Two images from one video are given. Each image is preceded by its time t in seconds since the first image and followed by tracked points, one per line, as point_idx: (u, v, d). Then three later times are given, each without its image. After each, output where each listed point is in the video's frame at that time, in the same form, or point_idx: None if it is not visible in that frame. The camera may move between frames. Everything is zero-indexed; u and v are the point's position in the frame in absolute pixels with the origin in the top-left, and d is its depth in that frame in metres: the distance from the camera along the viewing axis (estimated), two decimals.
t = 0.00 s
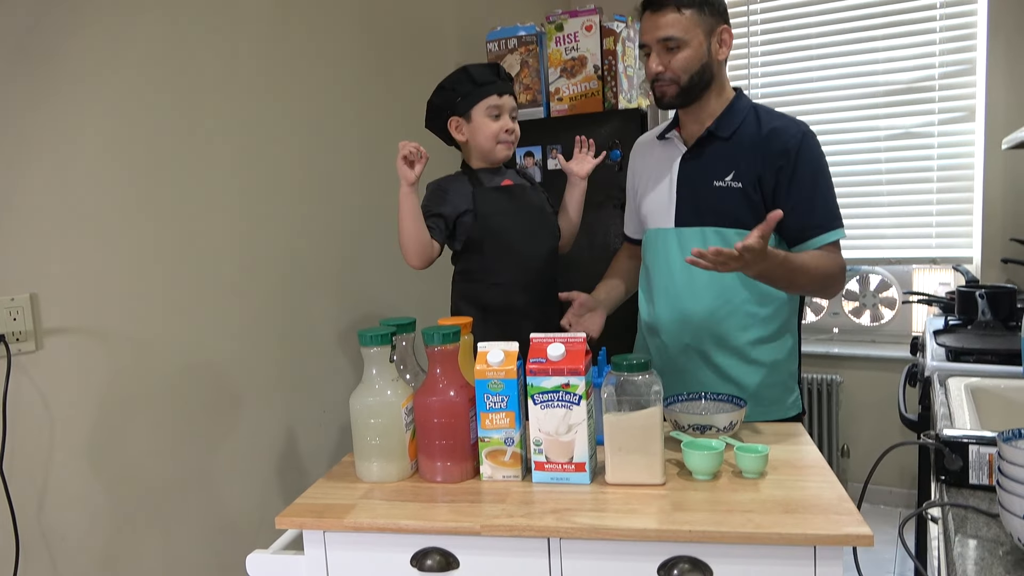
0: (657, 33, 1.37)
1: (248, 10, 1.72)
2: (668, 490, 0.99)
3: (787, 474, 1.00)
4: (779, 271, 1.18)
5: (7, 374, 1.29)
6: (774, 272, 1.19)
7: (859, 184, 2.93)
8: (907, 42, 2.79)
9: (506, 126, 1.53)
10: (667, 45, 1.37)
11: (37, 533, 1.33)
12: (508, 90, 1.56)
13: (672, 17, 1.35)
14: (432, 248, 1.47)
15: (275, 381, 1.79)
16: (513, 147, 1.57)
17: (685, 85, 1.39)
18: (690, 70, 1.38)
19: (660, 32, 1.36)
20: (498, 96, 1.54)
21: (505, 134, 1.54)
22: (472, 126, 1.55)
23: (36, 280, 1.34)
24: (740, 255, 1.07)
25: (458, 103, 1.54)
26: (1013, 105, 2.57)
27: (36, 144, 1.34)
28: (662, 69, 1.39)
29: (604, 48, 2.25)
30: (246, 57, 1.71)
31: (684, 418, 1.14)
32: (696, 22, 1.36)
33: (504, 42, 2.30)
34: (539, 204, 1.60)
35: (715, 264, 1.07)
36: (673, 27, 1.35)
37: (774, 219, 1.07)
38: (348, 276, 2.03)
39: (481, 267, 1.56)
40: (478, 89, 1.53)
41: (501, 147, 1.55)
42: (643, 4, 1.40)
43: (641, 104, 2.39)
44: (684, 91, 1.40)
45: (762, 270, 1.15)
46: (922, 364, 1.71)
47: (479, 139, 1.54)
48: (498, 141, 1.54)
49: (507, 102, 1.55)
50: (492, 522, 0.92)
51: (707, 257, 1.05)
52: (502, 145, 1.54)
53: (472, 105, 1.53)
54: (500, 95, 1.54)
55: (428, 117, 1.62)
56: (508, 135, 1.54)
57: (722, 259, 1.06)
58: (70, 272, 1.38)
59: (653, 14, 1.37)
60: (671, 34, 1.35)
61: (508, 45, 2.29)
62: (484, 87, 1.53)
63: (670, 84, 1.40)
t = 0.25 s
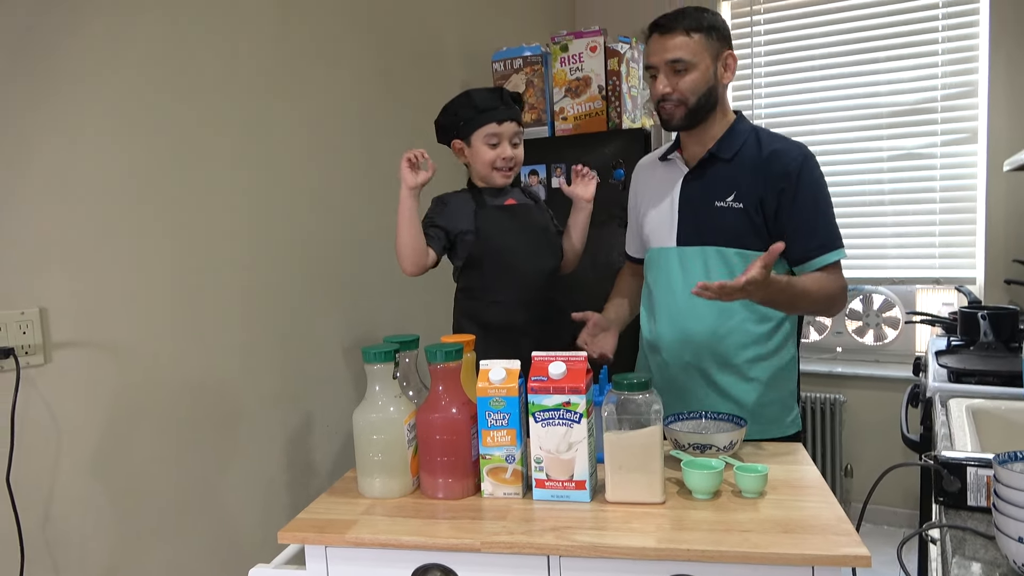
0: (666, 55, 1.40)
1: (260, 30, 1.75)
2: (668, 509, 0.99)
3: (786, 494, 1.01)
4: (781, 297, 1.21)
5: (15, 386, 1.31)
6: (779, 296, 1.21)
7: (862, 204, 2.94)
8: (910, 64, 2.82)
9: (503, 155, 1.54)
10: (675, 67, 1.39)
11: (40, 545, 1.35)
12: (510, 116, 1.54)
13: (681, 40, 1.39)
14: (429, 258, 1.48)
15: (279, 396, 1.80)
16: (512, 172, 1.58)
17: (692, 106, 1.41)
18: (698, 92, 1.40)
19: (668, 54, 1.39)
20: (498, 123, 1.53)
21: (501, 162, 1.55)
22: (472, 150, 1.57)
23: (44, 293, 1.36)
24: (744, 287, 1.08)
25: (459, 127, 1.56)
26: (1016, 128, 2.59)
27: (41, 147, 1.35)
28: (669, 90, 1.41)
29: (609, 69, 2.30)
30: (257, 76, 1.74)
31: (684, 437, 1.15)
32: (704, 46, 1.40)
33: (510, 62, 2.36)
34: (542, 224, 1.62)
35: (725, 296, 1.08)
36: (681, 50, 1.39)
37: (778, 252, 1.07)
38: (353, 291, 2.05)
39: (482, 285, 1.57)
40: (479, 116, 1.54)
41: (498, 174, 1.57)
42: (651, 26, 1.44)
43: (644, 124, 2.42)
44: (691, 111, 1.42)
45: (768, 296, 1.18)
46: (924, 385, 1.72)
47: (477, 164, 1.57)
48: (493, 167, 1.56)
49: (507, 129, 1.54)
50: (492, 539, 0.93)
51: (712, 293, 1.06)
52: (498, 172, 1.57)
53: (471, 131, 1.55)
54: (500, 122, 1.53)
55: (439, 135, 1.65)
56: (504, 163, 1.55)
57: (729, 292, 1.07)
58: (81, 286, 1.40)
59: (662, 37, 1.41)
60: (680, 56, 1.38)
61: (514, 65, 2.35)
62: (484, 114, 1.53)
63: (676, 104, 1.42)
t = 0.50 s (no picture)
0: (680, 57, 1.43)
1: (272, 39, 1.78)
2: (669, 517, 1.00)
3: (787, 504, 1.02)
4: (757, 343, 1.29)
5: (26, 388, 1.28)
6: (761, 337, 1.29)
7: (867, 217, 2.95)
8: (916, 78, 2.84)
9: (509, 166, 1.56)
10: (688, 71, 1.43)
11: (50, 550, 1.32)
12: (518, 127, 1.56)
13: (697, 45, 1.42)
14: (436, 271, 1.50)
15: (285, 401, 1.82)
16: (519, 183, 1.60)
17: (699, 112, 1.43)
18: (706, 99, 1.43)
19: (683, 57, 1.43)
20: (506, 134, 1.55)
21: (508, 173, 1.57)
22: (480, 160, 1.59)
23: (58, 295, 1.33)
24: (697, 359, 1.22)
25: (468, 137, 1.58)
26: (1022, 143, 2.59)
27: (43, 147, 1.30)
28: (680, 93, 1.44)
29: (615, 81, 2.32)
30: (269, 85, 1.77)
31: (686, 446, 1.16)
32: (718, 54, 1.43)
33: (518, 72, 2.39)
34: (548, 237, 1.64)
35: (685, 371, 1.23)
36: (696, 54, 1.42)
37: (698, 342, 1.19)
38: (359, 298, 2.07)
39: (488, 295, 1.59)
40: (488, 126, 1.55)
41: (505, 185, 1.59)
42: (670, 31, 1.47)
43: (650, 135, 2.45)
44: (698, 117, 1.44)
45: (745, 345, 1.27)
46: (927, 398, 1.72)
47: (484, 174, 1.59)
48: (501, 178, 1.57)
49: (515, 140, 1.56)
50: (494, 544, 0.94)
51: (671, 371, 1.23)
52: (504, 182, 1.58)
53: (480, 141, 1.57)
54: (508, 134, 1.55)
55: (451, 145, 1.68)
56: (511, 175, 1.57)
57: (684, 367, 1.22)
58: (92, 288, 1.38)
59: (678, 41, 1.44)
60: (694, 60, 1.42)
61: (521, 76, 2.38)
62: (493, 125, 1.55)
63: (684, 109, 1.45)
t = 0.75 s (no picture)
0: (680, 61, 1.44)
1: (279, 41, 1.79)
2: (669, 518, 1.01)
3: (787, 507, 1.02)
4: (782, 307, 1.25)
5: (33, 385, 1.29)
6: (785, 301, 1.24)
7: (870, 222, 2.95)
8: (920, 84, 2.84)
9: (514, 169, 1.56)
10: (687, 73, 1.44)
11: (54, 547, 1.33)
12: (524, 131, 1.56)
13: (696, 49, 1.43)
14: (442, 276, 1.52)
15: (288, 400, 1.83)
16: (524, 187, 1.60)
17: (697, 114, 1.45)
18: (705, 101, 1.43)
19: (683, 59, 1.44)
20: (511, 138, 1.55)
21: (513, 176, 1.57)
22: (485, 163, 1.60)
23: (65, 293, 1.34)
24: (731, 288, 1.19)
25: (475, 139, 1.59)
26: None
27: (49, 146, 1.30)
28: (680, 96, 1.45)
29: (619, 84, 2.33)
30: (275, 86, 1.78)
31: (687, 448, 1.16)
32: (717, 55, 1.43)
33: (523, 75, 2.41)
34: (554, 240, 1.65)
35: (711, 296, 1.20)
36: (695, 57, 1.43)
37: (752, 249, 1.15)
38: (362, 298, 2.08)
39: (494, 296, 1.60)
40: (494, 130, 1.56)
41: (510, 188, 1.59)
42: (673, 33, 1.48)
43: (654, 139, 2.46)
44: (696, 120, 1.46)
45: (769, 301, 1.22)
46: (928, 403, 1.72)
47: (489, 177, 1.59)
48: (505, 181, 1.58)
49: (520, 144, 1.56)
50: (495, 543, 0.95)
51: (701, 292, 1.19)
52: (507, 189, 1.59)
53: (486, 144, 1.57)
54: (513, 138, 1.55)
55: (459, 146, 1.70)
56: (516, 178, 1.57)
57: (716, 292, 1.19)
58: (99, 286, 1.39)
59: (679, 43, 1.45)
60: (693, 63, 1.43)
61: (527, 79, 2.40)
62: (500, 128, 1.55)
63: (684, 111, 1.46)
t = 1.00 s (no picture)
0: (670, 70, 1.51)
1: (280, 42, 1.79)
2: (668, 518, 1.01)
3: (786, 507, 1.02)
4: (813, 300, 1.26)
5: (35, 384, 1.30)
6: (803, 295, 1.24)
7: (871, 224, 2.95)
8: (921, 87, 2.84)
9: (514, 174, 1.56)
10: (677, 81, 1.50)
11: (55, 545, 1.33)
12: (524, 136, 1.55)
13: (684, 58, 1.48)
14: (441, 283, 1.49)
15: (289, 400, 1.83)
16: (525, 190, 1.60)
17: (689, 120, 1.49)
18: (694, 107, 1.47)
19: (673, 68, 1.50)
20: (511, 143, 1.54)
21: (513, 181, 1.57)
22: (487, 167, 1.60)
23: (67, 292, 1.35)
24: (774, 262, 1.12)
25: (476, 143, 1.59)
26: None
27: (53, 146, 1.31)
28: (672, 103, 1.51)
29: (621, 86, 2.34)
30: (276, 87, 1.78)
31: (686, 448, 1.16)
32: (705, 63, 1.46)
33: (524, 78, 2.41)
34: (556, 241, 1.64)
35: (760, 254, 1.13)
36: (683, 65, 1.48)
37: (816, 239, 1.13)
38: (363, 298, 2.09)
39: (496, 297, 1.60)
40: (494, 135, 1.55)
41: (510, 192, 1.59)
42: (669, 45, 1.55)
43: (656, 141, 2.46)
44: (689, 125, 1.50)
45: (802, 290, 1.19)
46: (929, 405, 1.72)
47: (490, 180, 1.60)
48: (505, 185, 1.58)
49: (520, 149, 1.55)
50: (495, 543, 0.95)
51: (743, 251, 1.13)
52: (507, 193, 1.60)
53: (486, 148, 1.57)
54: (513, 143, 1.54)
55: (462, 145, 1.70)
56: (516, 183, 1.57)
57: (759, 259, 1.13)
58: (101, 286, 1.40)
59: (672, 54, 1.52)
60: (680, 72, 1.48)
61: (528, 81, 2.41)
62: (499, 134, 1.54)
63: (678, 117, 1.52)
